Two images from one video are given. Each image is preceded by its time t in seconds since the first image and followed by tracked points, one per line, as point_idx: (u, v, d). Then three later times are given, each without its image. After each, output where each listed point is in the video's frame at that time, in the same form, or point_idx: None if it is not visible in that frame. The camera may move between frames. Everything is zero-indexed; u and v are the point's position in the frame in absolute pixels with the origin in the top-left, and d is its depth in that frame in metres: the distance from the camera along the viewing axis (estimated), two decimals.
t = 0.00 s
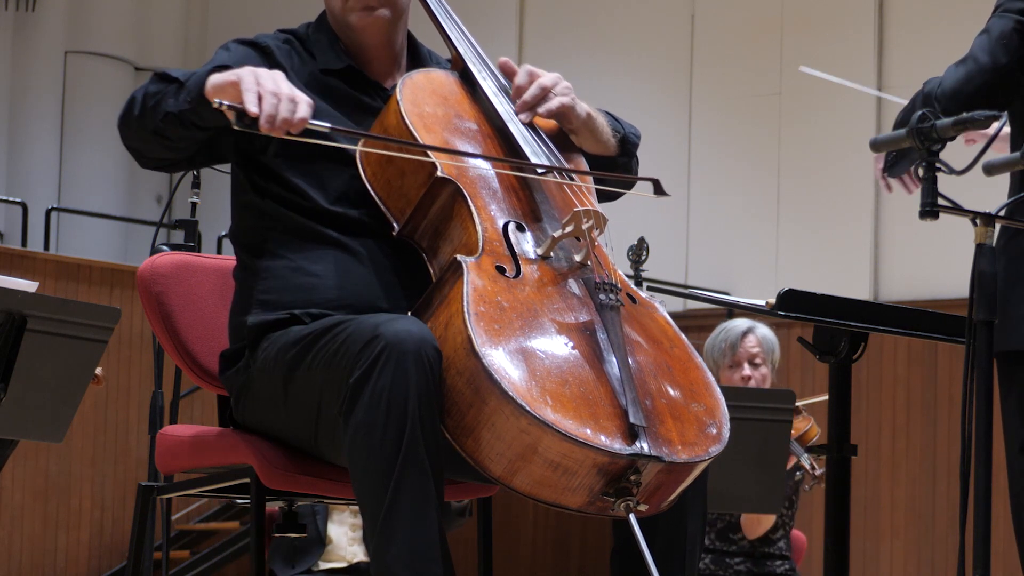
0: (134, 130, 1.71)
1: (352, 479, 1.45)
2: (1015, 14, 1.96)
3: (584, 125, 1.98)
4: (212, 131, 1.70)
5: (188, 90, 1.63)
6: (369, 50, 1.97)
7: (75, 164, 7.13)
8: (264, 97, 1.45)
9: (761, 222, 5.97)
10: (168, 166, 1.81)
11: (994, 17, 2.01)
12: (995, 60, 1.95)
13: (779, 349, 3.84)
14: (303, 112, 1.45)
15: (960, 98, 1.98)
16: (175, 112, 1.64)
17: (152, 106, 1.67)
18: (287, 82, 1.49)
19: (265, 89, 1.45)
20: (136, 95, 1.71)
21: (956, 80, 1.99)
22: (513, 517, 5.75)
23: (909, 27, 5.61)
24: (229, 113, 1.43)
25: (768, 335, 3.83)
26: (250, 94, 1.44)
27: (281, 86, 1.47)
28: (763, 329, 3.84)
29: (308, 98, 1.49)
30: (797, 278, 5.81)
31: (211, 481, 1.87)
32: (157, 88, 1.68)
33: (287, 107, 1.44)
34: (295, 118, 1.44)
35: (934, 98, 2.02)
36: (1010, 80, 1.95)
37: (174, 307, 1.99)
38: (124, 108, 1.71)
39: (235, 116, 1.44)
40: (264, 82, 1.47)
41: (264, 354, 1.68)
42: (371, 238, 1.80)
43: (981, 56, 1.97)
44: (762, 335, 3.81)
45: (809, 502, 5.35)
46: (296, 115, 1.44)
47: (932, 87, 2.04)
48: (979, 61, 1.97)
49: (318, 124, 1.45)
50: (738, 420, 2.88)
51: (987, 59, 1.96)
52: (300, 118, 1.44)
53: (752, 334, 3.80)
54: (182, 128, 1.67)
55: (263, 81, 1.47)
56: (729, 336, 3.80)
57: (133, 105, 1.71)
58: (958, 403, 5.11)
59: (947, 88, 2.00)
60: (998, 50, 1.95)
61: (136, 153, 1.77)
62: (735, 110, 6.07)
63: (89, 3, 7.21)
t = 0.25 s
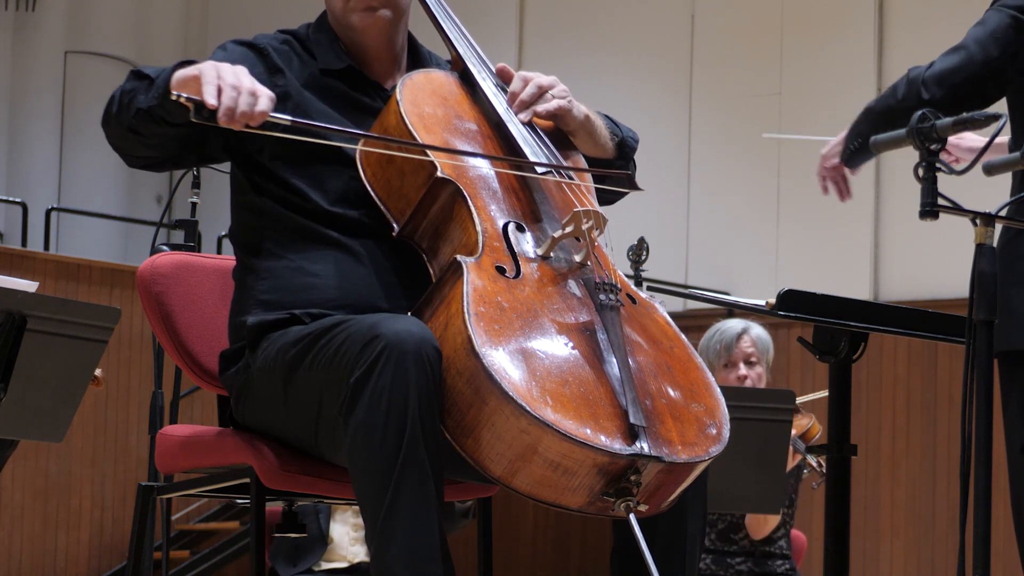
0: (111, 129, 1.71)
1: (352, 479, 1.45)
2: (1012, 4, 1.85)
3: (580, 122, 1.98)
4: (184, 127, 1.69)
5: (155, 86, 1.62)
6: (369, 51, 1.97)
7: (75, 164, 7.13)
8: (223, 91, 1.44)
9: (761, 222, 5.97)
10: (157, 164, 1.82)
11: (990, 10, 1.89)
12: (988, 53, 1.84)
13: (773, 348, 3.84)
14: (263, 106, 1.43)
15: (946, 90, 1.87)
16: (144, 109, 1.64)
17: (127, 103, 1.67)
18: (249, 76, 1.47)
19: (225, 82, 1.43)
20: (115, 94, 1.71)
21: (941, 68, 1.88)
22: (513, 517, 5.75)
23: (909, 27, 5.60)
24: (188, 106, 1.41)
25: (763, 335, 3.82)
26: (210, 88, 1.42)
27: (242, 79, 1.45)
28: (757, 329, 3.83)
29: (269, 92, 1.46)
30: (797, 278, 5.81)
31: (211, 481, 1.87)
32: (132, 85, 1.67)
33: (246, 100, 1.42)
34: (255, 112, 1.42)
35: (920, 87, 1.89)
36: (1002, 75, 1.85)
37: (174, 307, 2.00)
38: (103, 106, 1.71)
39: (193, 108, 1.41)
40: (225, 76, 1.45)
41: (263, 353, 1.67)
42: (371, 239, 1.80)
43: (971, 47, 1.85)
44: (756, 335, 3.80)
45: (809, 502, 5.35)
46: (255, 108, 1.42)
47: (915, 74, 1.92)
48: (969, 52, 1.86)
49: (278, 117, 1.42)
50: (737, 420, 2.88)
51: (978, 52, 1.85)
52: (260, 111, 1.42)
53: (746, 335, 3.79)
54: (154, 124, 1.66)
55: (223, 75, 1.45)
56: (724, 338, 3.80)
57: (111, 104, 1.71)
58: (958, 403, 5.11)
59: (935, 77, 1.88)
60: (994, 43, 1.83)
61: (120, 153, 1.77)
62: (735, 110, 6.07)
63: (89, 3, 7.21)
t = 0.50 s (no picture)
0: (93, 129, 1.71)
1: (352, 479, 1.45)
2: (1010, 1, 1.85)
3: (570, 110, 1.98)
4: (151, 119, 1.66)
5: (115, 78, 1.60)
6: (370, 51, 1.97)
7: (75, 164, 7.13)
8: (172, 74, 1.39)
9: (761, 222, 5.97)
10: (142, 162, 1.78)
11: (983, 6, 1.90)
12: (980, 44, 1.84)
13: (765, 347, 3.84)
14: (213, 89, 1.39)
15: (933, 75, 1.87)
16: (110, 102, 1.62)
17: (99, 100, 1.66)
18: (200, 62, 1.43)
19: (173, 65, 1.39)
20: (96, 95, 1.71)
21: (931, 52, 1.87)
22: (513, 516, 5.75)
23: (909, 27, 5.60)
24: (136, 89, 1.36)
25: (754, 335, 3.82)
26: (157, 71, 1.38)
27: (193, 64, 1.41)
28: (747, 328, 3.83)
29: (221, 78, 1.42)
30: (797, 278, 5.81)
31: (210, 481, 1.87)
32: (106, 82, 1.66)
33: (194, 83, 1.38)
34: (203, 95, 1.38)
35: (908, 67, 1.89)
36: (993, 66, 1.84)
37: (174, 307, 1.99)
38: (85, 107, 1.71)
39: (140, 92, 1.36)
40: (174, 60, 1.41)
41: (263, 353, 1.67)
42: (372, 239, 1.80)
43: (964, 37, 1.85)
44: (749, 335, 3.80)
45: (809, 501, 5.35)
46: (203, 91, 1.38)
47: (904, 53, 1.91)
48: (961, 41, 1.85)
49: (228, 101, 1.38)
50: (737, 420, 2.88)
51: (970, 42, 1.84)
52: (208, 94, 1.38)
53: (738, 335, 3.79)
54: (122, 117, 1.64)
55: (173, 59, 1.41)
56: (715, 338, 3.80)
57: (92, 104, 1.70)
58: (958, 403, 5.11)
59: (923, 58, 1.87)
60: (986, 34, 1.83)
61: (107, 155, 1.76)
62: (735, 110, 6.07)
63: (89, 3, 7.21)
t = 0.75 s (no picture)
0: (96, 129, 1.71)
1: (352, 479, 1.45)
2: None
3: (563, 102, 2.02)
4: (160, 123, 1.68)
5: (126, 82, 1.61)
6: (370, 51, 1.97)
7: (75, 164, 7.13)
8: (185, 83, 1.41)
9: (761, 222, 5.97)
10: (146, 163, 1.80)
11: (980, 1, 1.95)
12: (976, 35, 1.88)
13: (753, 345, 3.83)
14: (227, 97, 1.41)
15: (924, 61, 1.92)
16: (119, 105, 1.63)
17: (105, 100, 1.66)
18: (213, 68, 1.45)
19: (188, 73, 1.41)
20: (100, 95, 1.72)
21: (925, 39, 1.93)
22: (513, 516, 5.75)
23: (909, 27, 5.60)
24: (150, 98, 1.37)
25: (742, 334, 3.81)
26: (173, 79, 1.39)
27: (206, 71, 1.43)
28: (736, 328, 3.83)
29: (234, 84, 1.44)
30: (797, 278, 5.81)
31: (210, 481, 1.87)
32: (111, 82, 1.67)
33: (208, 92, 1.40)
34: (217, 103, 1.40)
35: (903, 56, 1.93)
36: (989, 54, 1.88)
37: (174, 307, 2.00)
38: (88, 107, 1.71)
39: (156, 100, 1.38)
40: (188, 68, 1.43)
41: (263, 353, 1.67)
42: (372, 239, 1.80)
43: (959, 29, 1.91)
44: (737, 334, 3.79)
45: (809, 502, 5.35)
46: (218, 99, 1.40)
47: (901, 38, 1.95)
48: (955, 32, 1.91)
49: (242, 108, 1.40)
50: (737, 420, 2.88)
51: (965, 33, 1.90)
52: (223, 102, 1.40)
53: (726, 334, 3.79)
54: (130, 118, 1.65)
55: (187, 67, 1.43)
56: (703, 339, 3.80)
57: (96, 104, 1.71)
58: (958, 403, 5.11)
59: (920, 49, 1.92)
60: (983, 26, 1.88)
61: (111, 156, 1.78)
62: (735, 110, 6.07)
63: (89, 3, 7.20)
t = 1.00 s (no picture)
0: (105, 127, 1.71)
1: (352, 479, 1.45)
2: None
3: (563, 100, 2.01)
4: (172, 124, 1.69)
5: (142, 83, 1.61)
6: (371, 51, 1.97)
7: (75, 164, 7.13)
8: (206, 88, 1.42)
9: (761, 222, 5.97)
10: (151, 162, 1.81)
11: None
12: (975, 39, 1.89)
13: (746, 345, 3.83)
14: (247, 102, 1.41)
15: (925, 66, 1.94)
16: (133, 105, 1.63)
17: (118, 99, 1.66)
18: (233, 73, 1.45)
19: (209, 79, 1.41)
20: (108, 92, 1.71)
21: (926, 44, 1.94)
22: (513, 516, 5.75)
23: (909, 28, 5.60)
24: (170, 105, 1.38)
25: (734, 334, 3.82)
26: (193, 85, 1.40)
27: (227, 76, 1.43)
28: (728, 327, 3.83)
29: (253, 89, 1.44)
30: (797, 278, 5.81)
31: (210, 481, 1.87)
32: (123, 82, 1.66)
33: (229, 97, 1.40)
34: (238, 109, 1.40)
35: (902, 62, 1.96)
36: (988, 58, 1.89)
37: (174, 307, 2.00)
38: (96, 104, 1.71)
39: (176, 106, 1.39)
40: (208, 73, 1.43)
41: (264, 353, 1.67)
42: (372, 239, 1.80)
43: (958, 33, 1.91)
44: (729, 334, 3.79)
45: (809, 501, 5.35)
46: (238, 105, 1.40)
47: (902, 41, 1.97)
48: (955, 37, 1.91)
49: (262, 113, 1.40)
50: (737, 420, 2.88)
51: (964, 38, 1.90)
52: (243, 108, 1.40)
53: (718, 334, 3.79)
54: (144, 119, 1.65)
55: (207, 72, 1.43)
56: (695, 339, 3.80)
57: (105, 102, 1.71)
58: (958, 403, 5.11)
59: (919, 56, 1.94)
60: (981, 30, 1.89)
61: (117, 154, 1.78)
62: (735, 110, 6.07)
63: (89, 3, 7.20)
